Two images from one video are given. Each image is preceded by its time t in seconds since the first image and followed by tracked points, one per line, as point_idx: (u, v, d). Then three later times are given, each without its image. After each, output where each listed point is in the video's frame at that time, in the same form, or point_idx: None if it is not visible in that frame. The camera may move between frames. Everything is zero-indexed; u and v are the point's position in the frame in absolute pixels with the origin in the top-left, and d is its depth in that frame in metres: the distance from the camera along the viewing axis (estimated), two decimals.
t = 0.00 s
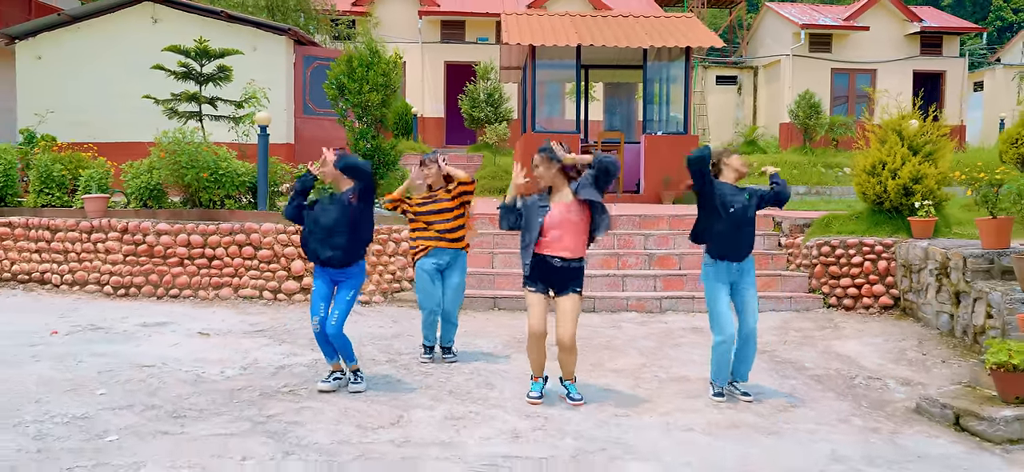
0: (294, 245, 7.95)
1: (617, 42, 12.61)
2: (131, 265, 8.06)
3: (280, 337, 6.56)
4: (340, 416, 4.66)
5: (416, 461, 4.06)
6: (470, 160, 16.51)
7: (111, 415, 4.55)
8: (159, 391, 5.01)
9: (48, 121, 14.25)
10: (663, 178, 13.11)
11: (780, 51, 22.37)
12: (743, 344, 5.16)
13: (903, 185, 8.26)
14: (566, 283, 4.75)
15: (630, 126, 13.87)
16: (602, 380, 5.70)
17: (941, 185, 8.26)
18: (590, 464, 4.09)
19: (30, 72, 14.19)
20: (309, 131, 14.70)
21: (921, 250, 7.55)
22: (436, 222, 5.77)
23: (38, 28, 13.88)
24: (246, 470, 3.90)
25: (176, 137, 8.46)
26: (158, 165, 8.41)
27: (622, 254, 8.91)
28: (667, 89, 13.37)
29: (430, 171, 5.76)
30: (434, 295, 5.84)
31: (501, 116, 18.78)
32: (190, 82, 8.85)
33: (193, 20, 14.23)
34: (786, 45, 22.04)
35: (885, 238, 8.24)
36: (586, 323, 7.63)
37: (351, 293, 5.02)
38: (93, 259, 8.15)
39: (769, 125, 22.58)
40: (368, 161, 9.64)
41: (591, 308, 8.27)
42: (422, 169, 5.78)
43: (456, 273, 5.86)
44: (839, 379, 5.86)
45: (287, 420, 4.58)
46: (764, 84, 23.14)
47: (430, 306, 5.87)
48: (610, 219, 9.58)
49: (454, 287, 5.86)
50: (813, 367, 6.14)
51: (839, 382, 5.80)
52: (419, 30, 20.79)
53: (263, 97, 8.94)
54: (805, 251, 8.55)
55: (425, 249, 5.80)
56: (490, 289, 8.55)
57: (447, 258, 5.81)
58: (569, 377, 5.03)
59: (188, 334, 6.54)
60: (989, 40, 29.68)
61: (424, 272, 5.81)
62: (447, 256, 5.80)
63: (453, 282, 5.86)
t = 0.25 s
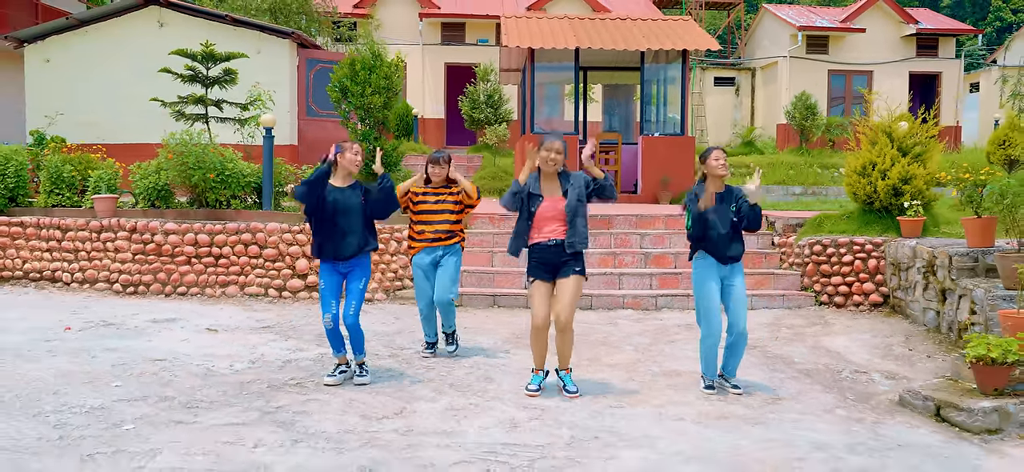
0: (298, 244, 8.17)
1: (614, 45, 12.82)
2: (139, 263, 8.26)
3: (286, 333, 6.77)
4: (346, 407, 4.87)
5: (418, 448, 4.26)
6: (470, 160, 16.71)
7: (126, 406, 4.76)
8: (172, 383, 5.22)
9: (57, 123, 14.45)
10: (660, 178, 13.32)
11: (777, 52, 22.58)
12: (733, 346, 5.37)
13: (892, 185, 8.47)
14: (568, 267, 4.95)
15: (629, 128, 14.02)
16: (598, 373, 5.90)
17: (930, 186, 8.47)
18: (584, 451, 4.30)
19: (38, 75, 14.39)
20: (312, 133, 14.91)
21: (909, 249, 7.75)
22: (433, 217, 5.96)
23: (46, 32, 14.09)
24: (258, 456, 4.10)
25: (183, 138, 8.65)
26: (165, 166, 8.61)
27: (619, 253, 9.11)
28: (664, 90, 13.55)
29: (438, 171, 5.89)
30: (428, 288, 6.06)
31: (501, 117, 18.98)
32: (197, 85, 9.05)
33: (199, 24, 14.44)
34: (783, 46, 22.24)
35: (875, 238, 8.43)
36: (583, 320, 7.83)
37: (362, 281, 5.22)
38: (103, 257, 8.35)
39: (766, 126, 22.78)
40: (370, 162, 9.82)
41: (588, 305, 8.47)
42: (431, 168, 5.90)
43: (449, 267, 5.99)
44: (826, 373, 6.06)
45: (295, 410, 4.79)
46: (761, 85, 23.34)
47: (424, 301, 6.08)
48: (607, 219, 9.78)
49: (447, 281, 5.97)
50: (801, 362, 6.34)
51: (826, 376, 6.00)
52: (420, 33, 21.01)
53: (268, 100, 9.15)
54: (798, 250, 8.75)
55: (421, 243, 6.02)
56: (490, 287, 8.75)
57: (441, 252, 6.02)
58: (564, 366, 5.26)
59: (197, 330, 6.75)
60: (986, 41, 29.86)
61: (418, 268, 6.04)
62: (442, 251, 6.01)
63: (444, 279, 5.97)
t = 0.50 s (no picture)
0: (302, 242, 8.32)
1: (612, 46, 12.97)
2: (146, 261, 8.42)
3: (291, 329, 6.93)
4: (351, 398, 5.03)
5: (421, 437, 4.43)
6: (470, 160, 16.86)
7: (138, 397, 4.92)
8: (181, 375, 5.38)
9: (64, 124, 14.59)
10: (658, 177, 13.47)
11: (775, 53, 22.74)
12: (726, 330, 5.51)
13: (885, 184, 8.61)
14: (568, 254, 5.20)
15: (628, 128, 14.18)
16: (595, 367, 6.06)
17: (921, 185, 8.64)
18: (581, 440, 4.46)
19: (45, 76, 14.55)
20: (315, 133, 15.07)
21: (900, 247, 7.91)
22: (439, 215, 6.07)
23: (52, 34, 14.24)
24: (267, 444, 4.26)
25: (188, 138, 8.82)
26: (171, 166, 8.77)
27: (617, 250, 9.27)
28: (662, 90, 13.77)
29: (443, 165, 6.07)
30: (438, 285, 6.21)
31: (501, 118, 19.12)
32: (202, 86, 9.21)
33: (203, 26, 14.58)
34: (780, 47, 22.39)
35: (867, 236, 8.59)
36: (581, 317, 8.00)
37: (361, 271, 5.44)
38: (110, 255, 8.51)
39: (764, 126, 22.94)
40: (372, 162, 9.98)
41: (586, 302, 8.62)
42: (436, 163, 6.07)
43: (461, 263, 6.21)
44: (818, 367, 6.22)
45: (302, 401, 4.95)
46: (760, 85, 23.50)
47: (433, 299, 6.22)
48: (605, 218, 9.94)
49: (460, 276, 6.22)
50: (794, 356, 6.50)
51: (817, 370, 6.16)
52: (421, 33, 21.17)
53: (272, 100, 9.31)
54: (793, 248, 8.90)
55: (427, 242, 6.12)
56: (490, 285, 8.91)
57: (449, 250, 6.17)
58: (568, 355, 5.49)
59: (204, 326, 6.90)
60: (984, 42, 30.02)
61: (428, 268, 6.16)
62: (450, 248, 6.17)
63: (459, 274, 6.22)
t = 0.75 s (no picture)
0: (303, 241, 8.41)
1: (611, 47, 13.05)
2: (149, 260, 8.51)
3: (292, 326, 7.02)
4: (352, 393, 5.12)
5: (421, 431, 4.51)
6: (470, 161, 16.94)
7: (143, 392, 5.00)
8: (185, 371, 5.46)
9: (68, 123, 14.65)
10: (657, 177, 13.55)
11: (773, 53, 22.81)
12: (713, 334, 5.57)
13: (881, 184, 8.71)
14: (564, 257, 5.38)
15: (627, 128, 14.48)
16: (593, 364, 6.14)
17: (916, 185, 8.73)
18: (578, 434, 4.55)
19: (47, 77, 14.63)
20: (315, 133, 15.16)
21: (895, 246, 8.00)
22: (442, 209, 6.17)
23: (55, 35, 14.32)
24: (269, 437, 4.35)
25: (191, 138, 8.90)
26: (174, 166, 8.86)
27: (614, 249, 9.36)
28: (661, 90, 13.83)
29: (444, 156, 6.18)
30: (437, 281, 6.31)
31: (500, 118, 19.22)
32: (204, 86, 9.30)
33: (205, 26, 14.66)
34: (779, 47, 22.47)
35: (863, 235, 8.67)
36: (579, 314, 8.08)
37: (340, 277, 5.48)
38: (113, 253, 8.60)
39: (763, 126, 23.03)
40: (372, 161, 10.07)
41: (585, 300, 8.70)
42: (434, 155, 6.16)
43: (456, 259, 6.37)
44: (812, 364, 6.31)
45: (304, 396, 5.04)
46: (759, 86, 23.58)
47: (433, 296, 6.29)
48: (603, 217, 10.03)
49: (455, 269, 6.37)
50: (789, 353, 6.58)
51: (812, 366, 6.24)
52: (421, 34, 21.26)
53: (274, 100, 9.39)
54: (789, 247, 8.99)
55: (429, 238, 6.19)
56: (489, 283, 8.99)
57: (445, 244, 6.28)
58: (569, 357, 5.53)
59: (206, 323, 6.99)
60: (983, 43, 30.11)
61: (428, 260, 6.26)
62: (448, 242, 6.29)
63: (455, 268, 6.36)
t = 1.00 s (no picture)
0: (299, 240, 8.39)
1: (609, 45, 13.02)
2: (144, 259, 8.49)
3: (288, 325, 7.00)
4: (345, 393, 5.10)
5: (414, 430, 4.49)
6: (468, 159, 16.93)
7: (136, 392, 4.98)
8: (178, 371, 5.44)
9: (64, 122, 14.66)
10: (654, 175, 13.58)
11: (772, 51, 22.77)
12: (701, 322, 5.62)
13: (878, 182, 8.72)
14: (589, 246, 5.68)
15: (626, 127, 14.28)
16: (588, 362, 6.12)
17: (913, 183, 8.72)
18: (572, 434, 4.53)
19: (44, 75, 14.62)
20: (313, 132, 15.12)
21: (892, 244, 7.98)
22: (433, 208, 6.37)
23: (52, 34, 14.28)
24: (261, 437, 4.33)
25: (187, 136, 8.88)
26: (170, 164, 8.83)
27: (612, 248, 9.34)
28: (658, 88, 13.81)
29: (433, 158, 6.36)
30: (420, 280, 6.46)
31: (499, 116, 19.21)
32: (200, 84, 9.26)
33: (203, 25, 14.64)
34: (778, 45, 22.45)
35: (860, 233, 8.65)
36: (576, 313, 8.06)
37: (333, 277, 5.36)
38: (108, 252, 8.58)
39: (762, 124, 23.01)
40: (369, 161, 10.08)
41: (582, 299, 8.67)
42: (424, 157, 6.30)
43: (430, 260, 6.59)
44: (809, 362, 6.29)
45: (298, 396, 5.02)
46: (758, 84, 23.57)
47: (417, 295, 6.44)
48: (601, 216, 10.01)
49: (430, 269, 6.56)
50: (786, 352, 6.56)
51: (808, 365, 6.23)
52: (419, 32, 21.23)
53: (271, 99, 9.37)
54: (787, 246, 8.96)
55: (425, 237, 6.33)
56: (486, 282, 8.97)
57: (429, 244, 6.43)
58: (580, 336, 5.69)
59: (202, 323, 6.97)
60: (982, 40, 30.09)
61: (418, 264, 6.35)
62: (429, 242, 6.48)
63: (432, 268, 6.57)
